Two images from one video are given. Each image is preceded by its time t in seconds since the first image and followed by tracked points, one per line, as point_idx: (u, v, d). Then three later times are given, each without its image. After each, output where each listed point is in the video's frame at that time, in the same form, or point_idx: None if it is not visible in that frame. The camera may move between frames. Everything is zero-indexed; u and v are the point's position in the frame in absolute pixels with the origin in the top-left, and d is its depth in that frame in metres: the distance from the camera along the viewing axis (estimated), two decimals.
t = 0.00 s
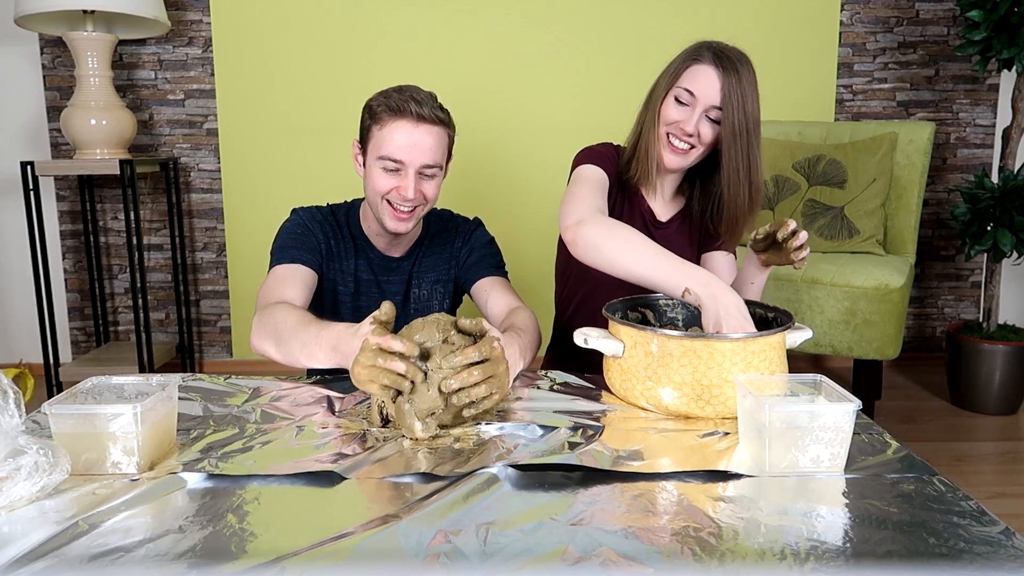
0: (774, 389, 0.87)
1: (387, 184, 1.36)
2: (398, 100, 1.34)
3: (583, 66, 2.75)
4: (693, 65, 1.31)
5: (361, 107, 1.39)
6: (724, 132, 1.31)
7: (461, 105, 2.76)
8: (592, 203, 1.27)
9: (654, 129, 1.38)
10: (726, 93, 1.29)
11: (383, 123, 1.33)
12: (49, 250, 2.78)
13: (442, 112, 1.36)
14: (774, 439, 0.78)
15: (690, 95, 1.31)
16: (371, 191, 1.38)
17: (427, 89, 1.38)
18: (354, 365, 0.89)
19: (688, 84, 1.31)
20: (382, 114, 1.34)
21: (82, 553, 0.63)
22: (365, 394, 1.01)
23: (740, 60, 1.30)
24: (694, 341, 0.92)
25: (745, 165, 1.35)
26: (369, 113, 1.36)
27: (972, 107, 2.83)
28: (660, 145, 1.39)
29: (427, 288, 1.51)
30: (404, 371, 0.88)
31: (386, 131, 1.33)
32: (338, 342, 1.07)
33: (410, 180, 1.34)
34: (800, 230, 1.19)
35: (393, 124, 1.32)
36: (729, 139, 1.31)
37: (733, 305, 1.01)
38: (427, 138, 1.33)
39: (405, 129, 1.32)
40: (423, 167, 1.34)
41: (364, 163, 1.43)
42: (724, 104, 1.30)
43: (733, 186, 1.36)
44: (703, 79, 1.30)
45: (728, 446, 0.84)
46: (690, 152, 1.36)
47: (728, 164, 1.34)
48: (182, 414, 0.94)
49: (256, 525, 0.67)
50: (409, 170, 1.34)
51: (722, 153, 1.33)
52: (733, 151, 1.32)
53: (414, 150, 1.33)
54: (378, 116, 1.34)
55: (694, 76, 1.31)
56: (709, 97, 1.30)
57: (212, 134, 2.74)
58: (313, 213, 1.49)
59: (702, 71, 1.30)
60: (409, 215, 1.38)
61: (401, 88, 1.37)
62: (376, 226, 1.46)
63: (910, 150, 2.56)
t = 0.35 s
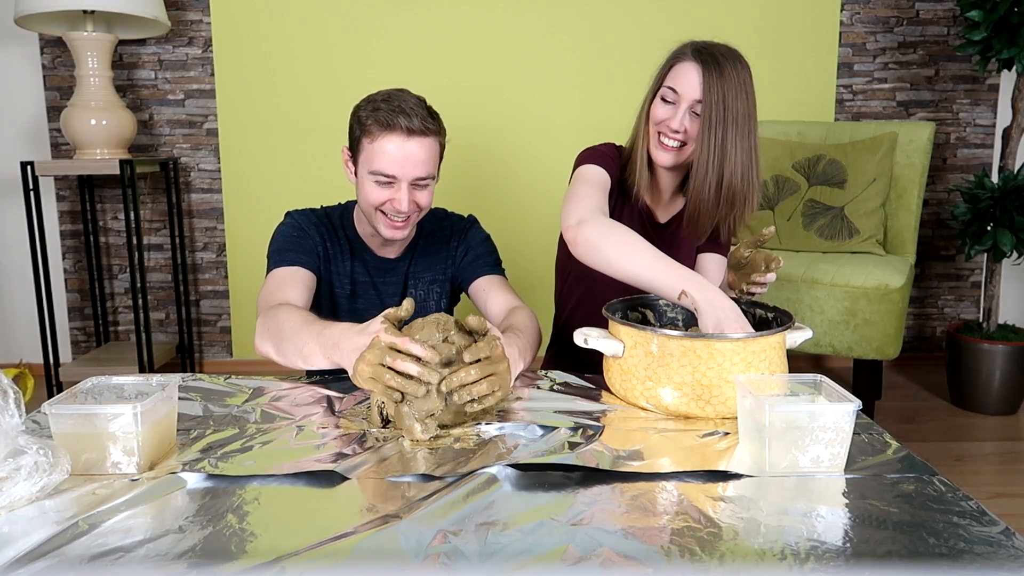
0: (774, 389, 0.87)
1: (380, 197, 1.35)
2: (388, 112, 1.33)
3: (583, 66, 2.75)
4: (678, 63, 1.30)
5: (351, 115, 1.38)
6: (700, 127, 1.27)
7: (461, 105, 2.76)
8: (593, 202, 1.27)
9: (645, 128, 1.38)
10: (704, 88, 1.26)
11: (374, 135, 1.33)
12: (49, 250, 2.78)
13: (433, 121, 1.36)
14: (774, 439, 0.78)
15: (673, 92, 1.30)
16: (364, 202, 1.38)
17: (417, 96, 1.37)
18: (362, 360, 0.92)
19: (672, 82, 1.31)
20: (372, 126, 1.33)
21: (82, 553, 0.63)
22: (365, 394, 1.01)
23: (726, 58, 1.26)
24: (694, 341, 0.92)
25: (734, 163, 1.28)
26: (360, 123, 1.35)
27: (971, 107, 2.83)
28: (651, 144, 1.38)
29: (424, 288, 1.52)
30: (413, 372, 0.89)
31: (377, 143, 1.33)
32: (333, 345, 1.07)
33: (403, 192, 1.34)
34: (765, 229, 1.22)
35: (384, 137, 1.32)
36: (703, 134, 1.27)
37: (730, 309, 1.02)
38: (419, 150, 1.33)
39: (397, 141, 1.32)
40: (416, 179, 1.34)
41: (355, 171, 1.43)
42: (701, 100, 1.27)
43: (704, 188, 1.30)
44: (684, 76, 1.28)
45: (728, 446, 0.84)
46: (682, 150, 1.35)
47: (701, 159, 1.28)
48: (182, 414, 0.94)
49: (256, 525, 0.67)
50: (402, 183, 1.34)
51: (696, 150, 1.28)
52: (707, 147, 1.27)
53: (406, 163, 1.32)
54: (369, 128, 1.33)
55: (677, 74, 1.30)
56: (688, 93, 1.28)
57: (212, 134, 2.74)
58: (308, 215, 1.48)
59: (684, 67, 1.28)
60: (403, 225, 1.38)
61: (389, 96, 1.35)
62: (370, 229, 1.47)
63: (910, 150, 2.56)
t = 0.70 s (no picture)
0: (774, 389, 0.87)
1: (371, 213, 1.36)
2: (373, 129, 1.31)
3: (582, 66, 2.75)
4: (669, 63, 1.31)
5: (335, 130, 1.36)
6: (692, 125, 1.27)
7: (461, 105, 2.76)
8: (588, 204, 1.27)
9: (640, 129, 1.39)
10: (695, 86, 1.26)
11: (360, 154, 1.32)
12: (49, 250, 2.78)
13: (418, 132, 1.34)
14: (774, 439, 0.78)
15: (665, 92, 1.31)
16: (355, 216, 1.39)
17: (400, 107, 1.35)
18: (361, 363, 0.92)
19: (664, 82, 1.31)
20: (357, 144, 1.32)
21: (82, 553, 0.63)
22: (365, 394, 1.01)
23: (716, 54, 1.26)
24: (693, 341, 0.92)
25: (729, 157, 1.28)
26: (345, 140, 1.34)
27: (972, 107, 2.83)
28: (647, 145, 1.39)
29: (418, 289, 1.51)
30: (414, 373, 0.89)
31: (364, 162, 1.32)
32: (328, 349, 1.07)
33: (394, 209, 1.35)
34: (755, 225, 1.08)
35: (371, 155, 1.31)
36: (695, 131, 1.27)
37: (731, 305, 1.01)
38: (407, 166, 1.32)
39: (385, 160, 1.31)
40: (405, 195, 1.34)
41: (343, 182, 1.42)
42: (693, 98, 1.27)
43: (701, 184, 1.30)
44: (675, 75, 1.29)
45: (728, 446, 0.84)
46: (679, 149, 1.35)
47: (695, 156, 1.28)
48: (182, 414, 0.94)
49: (256, 525, 0.67)
50: (392, 200, 1.34)
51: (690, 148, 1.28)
52: (701, 143, 1.27)
53: (394, 181, 1.32)
54: (355, 147, 1.32)
55: (668, 74, 1.30)
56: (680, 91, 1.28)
57: (212, 134, 2.74)
58: (302, 218, 1.49)
59: (674, 66, 1.29)
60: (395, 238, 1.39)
61: (373, 111, 1.34)
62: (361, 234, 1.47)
63: (910, 150, 2.56)
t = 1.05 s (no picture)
0: (774, 389, 0.87)
1: (347, 214, 1.36)
2: (338, 131, 1.31)
3: (582, 66, 2.75)
4: (671, 64, 1.30)
5: (303, 136, 1.36)
6: (699, 127, 1.26)
7: (460, 105, 2.76)
8: (584, 207, 1.28)
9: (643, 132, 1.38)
10: (700, 88, 1.26)
11: (329, 157, 1.32)
12: (49, 250, 2.78)
13: (385, 130, 1.34)
14: (774, 439, 0.78)
15: (669, 94, 1.30)
16: (333, 219, 1.39)
17: (364, 107, 1.35)
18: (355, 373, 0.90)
19: (666, 83, 1.31)
20: (326, 147, 1.32)
21: (82, 553, 0.63)
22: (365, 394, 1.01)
23: (719, 55, 1.26)
24: (693, 341, 0.92)
25: (735, 158, 1.28)
26: (314, 145, 1.34)
27: (972, 107, 2.83)
28: (650, 148, 1.38)
29: (406, 286, 1.52)
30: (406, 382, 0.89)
31: (334, 165, 1.32)
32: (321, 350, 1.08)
33: (369, 208, 1.35)
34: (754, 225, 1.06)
35: (340, 157, 1.31)
36: (703, 134, 1.26)
37: (729, 299, 1.02)
38: (376, 164, 1.32)
39: (354, 159, 1.31)
40: (379, 193, 1.34)
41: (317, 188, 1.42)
42: (699, 100, 1.27)
43: (708, 186, 1.30)
44: (678, 77, 1.28)
45: (728, 445, 0.84)
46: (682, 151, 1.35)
47: (702, 159, 1.28)
48: (182, 414, 0.94)
49: (256, 525, 0.67)
50: (366, 200, 1.34)
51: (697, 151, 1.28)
52: (709, 146, 1.27)
53: (366, 180, 1.32)
54: (323, 150, 1.32)
55: (670, 75, 1.30)
56: (684, 94, 1.28)
57: (212, 134, 2.74)
58: (288, 223, 1.49)
59: (678, 68, 1.28)
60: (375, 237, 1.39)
61: (337, 113, 1.34)
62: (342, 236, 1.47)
63: (910, 150, 2.56)
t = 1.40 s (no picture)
0: (774, 389, 0.87)
1: (316, 195, 1.37)
2: (298, 113, 1.34)
3: (582, 66, 2.75)
4: (660, 65, 1.30)
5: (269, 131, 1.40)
6: (688, 127, 1.26)
7: (460, 105, 2.75)
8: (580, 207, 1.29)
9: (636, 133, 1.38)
10: (688, 87, 1.25)
11: (292, 139, 1.35)
12: (49, 250, 2.78)
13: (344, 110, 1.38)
14: (774, 439, 0.78)
15: (658, 94, 1.30)
16: (303, 205, 1.40)
17: (323, 93, 1.39)
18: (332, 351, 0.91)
19: (656, 84, 1.31)
20: (289, 132, 1.35)
21: (82, 553, 0.63)
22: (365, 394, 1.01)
23: (708, 54, 1.26)
24: (693, 341, 0.92)
25: (724, 157, 1.27)
26: (278, 133, 1.37)
27: (972, 107, 2.83)
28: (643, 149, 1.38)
29: (387, 279, 1.53)
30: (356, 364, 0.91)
31: (297, 146, 1.34)
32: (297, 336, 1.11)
33: (336, 184, 1.36)
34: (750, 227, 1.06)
35: (302, 138, 1.34)
36: (691, 133, 1.26)
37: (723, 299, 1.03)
38: (338, 139, 1.35)
39: (315, 137, 1.33)
40: (343, 169, 1.36)
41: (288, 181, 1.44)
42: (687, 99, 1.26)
43: (696, 186, 1.29)
44: (667, 77, 1.28)
45: (729, 446, 0.84)
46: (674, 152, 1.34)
47: (691, 159, 1.27)
48: (182, 414, 0.94)
49: (257, 525, 0.67)
50: (332, 175, 1.35)
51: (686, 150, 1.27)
52: (697, 145, 1.26)
53: (329, 155, 1.34)
54: (286, 134, 1.35)
55: (659, 76, 1.30)
56: (672, 94, 1.28)
57: (212, 134, 2.74)
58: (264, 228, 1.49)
59: (666, 68, 1.28)
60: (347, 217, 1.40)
61: (297, 101, 1.37)
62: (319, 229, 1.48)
63: (910, 149, 2.56)
